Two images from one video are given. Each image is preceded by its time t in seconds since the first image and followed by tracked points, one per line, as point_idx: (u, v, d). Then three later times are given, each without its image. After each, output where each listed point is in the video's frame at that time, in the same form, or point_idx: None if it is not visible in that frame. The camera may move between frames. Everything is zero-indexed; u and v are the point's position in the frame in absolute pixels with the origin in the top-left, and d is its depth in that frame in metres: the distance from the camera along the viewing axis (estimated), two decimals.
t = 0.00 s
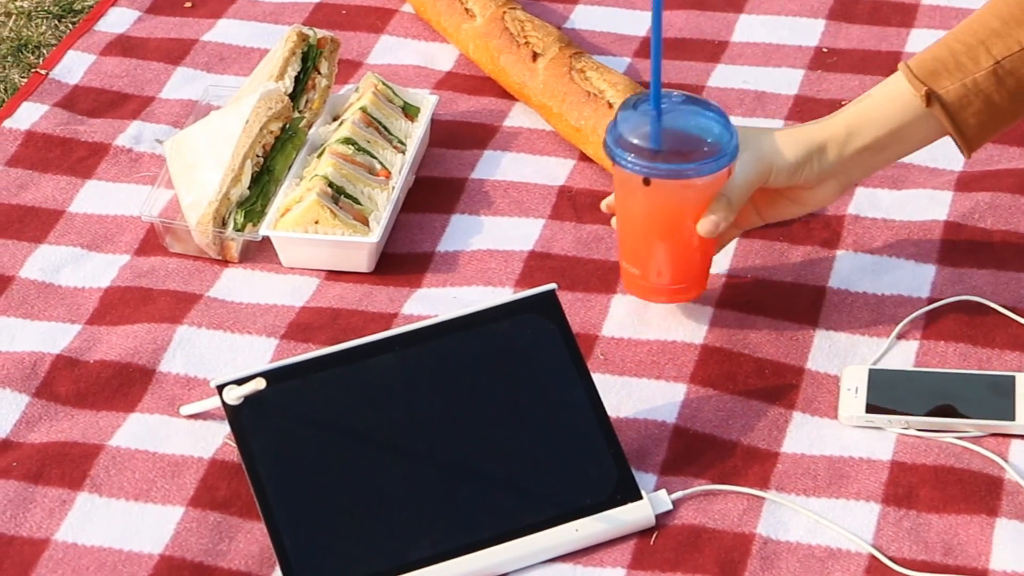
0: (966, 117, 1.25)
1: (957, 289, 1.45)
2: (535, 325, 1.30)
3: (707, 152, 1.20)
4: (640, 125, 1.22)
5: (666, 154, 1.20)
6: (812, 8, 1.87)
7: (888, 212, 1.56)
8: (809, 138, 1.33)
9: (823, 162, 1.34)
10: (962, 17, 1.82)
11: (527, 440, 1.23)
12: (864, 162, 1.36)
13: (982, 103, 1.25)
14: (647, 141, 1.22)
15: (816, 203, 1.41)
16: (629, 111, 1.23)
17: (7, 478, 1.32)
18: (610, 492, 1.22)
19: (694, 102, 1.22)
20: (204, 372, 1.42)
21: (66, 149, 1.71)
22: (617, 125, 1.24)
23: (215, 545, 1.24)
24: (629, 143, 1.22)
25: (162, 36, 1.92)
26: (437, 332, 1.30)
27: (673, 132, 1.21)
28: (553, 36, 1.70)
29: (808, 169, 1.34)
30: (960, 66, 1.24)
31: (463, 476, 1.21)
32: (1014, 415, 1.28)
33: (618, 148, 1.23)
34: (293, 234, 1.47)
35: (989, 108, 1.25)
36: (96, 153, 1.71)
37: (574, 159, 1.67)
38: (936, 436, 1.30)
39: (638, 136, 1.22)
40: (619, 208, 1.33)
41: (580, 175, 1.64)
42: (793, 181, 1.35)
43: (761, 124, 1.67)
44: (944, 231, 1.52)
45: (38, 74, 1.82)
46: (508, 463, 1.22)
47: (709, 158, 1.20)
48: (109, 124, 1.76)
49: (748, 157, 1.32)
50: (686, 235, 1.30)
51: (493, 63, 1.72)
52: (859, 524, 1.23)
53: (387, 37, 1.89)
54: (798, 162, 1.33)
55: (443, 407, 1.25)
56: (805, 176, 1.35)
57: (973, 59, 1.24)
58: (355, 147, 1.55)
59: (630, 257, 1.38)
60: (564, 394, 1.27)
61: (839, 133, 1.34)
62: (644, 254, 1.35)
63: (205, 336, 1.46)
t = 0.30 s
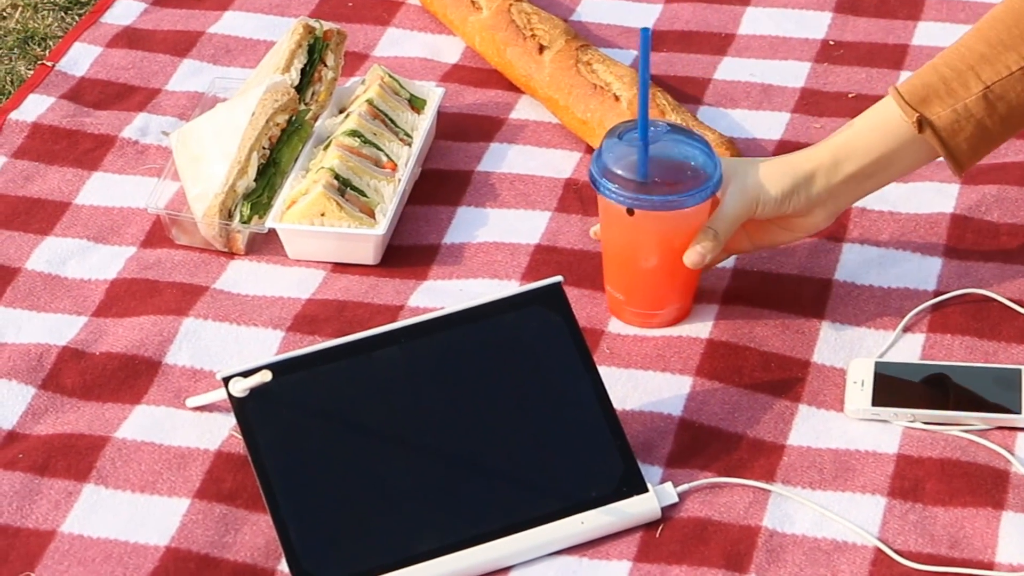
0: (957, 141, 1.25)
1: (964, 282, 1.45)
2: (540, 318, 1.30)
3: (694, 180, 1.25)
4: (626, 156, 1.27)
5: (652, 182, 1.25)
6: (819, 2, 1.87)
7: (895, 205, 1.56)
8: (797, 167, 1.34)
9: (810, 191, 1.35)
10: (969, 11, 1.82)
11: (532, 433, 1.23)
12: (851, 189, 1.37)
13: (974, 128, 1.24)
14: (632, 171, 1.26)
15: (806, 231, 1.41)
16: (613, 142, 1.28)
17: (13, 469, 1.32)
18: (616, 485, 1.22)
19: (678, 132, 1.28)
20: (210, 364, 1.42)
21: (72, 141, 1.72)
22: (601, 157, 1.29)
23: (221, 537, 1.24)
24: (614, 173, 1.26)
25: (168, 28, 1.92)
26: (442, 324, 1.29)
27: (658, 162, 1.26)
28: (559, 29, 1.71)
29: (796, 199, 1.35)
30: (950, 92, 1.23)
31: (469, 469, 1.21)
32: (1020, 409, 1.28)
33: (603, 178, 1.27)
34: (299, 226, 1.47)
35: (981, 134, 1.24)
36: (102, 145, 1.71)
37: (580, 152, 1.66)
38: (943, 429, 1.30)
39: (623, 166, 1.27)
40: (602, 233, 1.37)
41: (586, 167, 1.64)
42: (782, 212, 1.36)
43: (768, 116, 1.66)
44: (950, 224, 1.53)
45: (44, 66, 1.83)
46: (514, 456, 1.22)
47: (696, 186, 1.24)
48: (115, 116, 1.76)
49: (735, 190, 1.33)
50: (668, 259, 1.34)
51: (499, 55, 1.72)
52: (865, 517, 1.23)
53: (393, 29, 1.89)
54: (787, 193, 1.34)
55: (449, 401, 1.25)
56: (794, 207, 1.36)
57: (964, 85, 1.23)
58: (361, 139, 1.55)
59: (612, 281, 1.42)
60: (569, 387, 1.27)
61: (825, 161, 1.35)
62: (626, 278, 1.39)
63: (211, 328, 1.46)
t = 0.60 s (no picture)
0: None
1: (970, 275, 1.44)
2: (546, 310, 1.30)
3: (688, 176, 1.26)
4: (617, 155, 1.27)
5: (647, 181, 1.26)
6: None
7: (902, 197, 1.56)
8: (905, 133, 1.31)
9: (929, 147, 1.32)
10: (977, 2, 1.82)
11: (537, 424, 1.23)
12: (964, 143, 1.34)
13: None
14: (626, 169, 1.27)
15: (923, 187, 1.39)
16: (606, 141, 1.29)
17: (19, 460, 1.33)
18: (621, 477, 1.21)
19: (670, 126, 1.29)
20: (216, 356, 1.42)
21: (79, 133, 1.72)
22: (595, 156, 1.30)
23: (227, 529, 1.24)
24: (609, 173, 1.27)
25: (175, 19, 1.92)
26: (448, 316, 1.30)
27: (650, 159, 1.27)
28: (566, 21, 1.70)
29: (914, 161, 1.32)
30: None
31: (474, 461, 1.21)
32: None
33: (599, 179, 1.28)
34: (305, 219, 1.47)
35: None
36: (109, 137, 1.71)
37: (587, 144, 1.66)
38: (949, 422, 1.30)
39: (617, 166, 1.27)
40: (603, 231, 1.38)
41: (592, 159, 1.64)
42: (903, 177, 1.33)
43: (776, 109, 1.67)
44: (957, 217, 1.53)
45: (51, 58, 1.83)
46: (520, 449, 1.21)
47: (691, 182, 1.26)
48: (122, 108, 1.76)
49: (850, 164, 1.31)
50: (668, 252, 1.34)
51: (505, 47, 1.72)
52: (871, 510, 1.23)
53: (400, 21, 1.89)
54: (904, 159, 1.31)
55: (455, 391, 1.25)
56: (913, 170, 1.33)
57: None
58: (367, 131, 1.54)
59: (615, 278, 1.43)
60: (575, 378, 1.26)
61: (940, 119, 1.31)
62: (630, 275, 1.39)
63: (218, 320, 1.47)
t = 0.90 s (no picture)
0: None
1: (977, 266, 1.44)
2: (551, 300, 1.30)
3: (695, 167, 1.26)
4: (624, 147, 1.27)
5: (655, 171, 1.26)
6: None
7: (909, 188, 1.56)
8: None
9: None
10: None
11: (543, 416, 1.23)
12: None
13: None
14: (633, 161, 1.27)
15: None
16: (612, 132, 1.28)
17: (25, 450, 1.33)
18: (627, 468, 1.22)
19: (677, 117, 1.29)
20: (222, 346, 1.42)
21: (85, 124, 1.72)
22: (602, 147, 1.29)
23: (233, 519, 1.24)
24: (615, 164, 1.27)
25: (181, 11, 1.93)
26: (454, 306, 1.29)
27: (657, 151, 1.27)
28: (573, 12, 1.70)
29: None
30: None
31: (479, 451, 1.20)
32: None
33: (605, 169, 1.28)
34: (312, 210, 1.47)
35: None
36: (115, 127, 1.72)
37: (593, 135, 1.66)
38: (955, 413, 1.30)
39: (624, 157, 1.27)
40: (610, 223, 1.38)
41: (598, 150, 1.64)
42: None
43: (783, 100, 1.70)
44: (963, 209, 1.52)
45: (57, 48, 1.83)
46: (525, 440, 1.21)
47: (697, 174, 1.26)
48: (128, 99, 1.76)
49: None
50: (675, 243, 1.34)
51: (512, 38, 1.73)
52: (878, 502, 1.23)
53: (406, 12, 1.90)
54: None
55: (460, 382, 1.25)
56: None
57: None
58: (374, 123, 1.54)
59: (622, 269, 1.42)
60: (580, 369, 1.26)
61: None
62: (637, 267, 1.39)
63: (225, 310, 1.47)
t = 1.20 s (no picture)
0: None
1: (982, 257, 1.44)
2: (555, 290, 1.29)
3: (700, 158, 1.26)
4: (630, 137, 1.27)
5: (661, 162, 1.26)
6: None
7: (914, 178, 1.55)
8: None
9: None
10: None
11: (546, 406, 1.23)
12: None
13: None
14: (639, 151, 1.27)
15: None
16: (619, 122, 1.28)
17: (31, 439, 1.33)
18: (632, 458, 1.21)
19: (683, 108, 1.28)
20: (227, 336, 1.42)
21: (90, 113, 1.72)
22: (608, 137, 1.29)
23: (238, 509, 1.24)
24: (621, 154, 1.27)
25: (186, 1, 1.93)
26: (458, 297, 1.29)
27: (663, 141, 1.27)
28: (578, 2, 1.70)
29: None
30: None
31: (483, 442, 1.20)
32: None
33: (611, 160, 1.28)
34: (316, 199, 1.47)
35: None
36: (120, 118, 1.72)
37: (598, 126, 1.66)
38: (960, 403, 1.29)
39: (630, 147, 1.27)
40: (615, 212, 1.38)
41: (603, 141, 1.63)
42: None
43: (789, 91, 1.70)
44: (969, 200, 1.51)
45: (62, 38, 1.83)
46: (529, 430, 1.21)
47: (705, 163, 1.25)
48: (133, 89, 1.76)
49: None
50: (681, 232, 1.34)
51: (517, 29, 1.73)
52: (883, 492, 1.23)
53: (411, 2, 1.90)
54: None
55: (464, 372, 1.25)
56: None
57: None
58: (379, 112, 1.54)
59: (627, 259, 1.42)
60: (585, 359, 1.26)
61: None
62: (642, 256, 1.39)
63: (230, 299, 1.46)
